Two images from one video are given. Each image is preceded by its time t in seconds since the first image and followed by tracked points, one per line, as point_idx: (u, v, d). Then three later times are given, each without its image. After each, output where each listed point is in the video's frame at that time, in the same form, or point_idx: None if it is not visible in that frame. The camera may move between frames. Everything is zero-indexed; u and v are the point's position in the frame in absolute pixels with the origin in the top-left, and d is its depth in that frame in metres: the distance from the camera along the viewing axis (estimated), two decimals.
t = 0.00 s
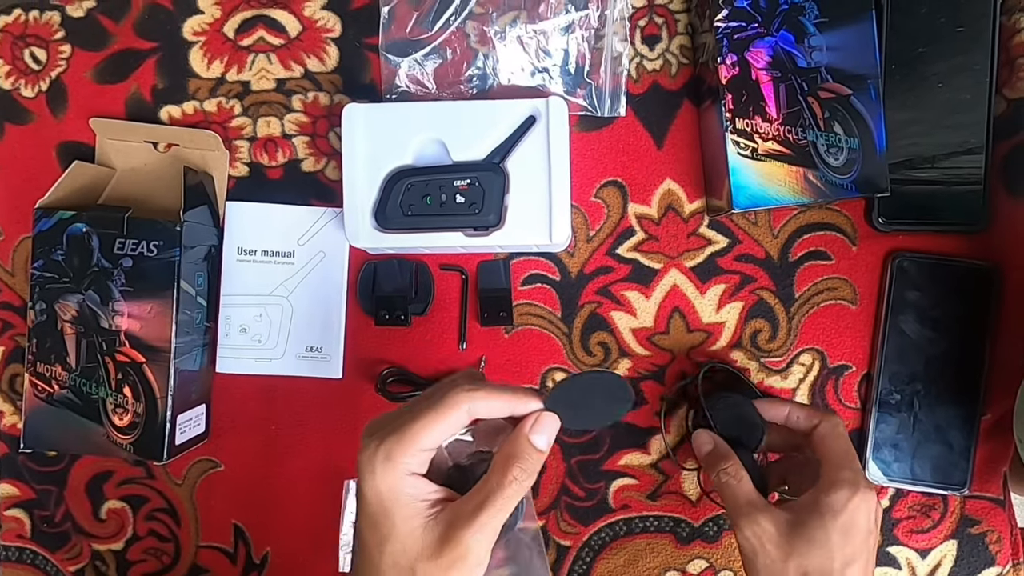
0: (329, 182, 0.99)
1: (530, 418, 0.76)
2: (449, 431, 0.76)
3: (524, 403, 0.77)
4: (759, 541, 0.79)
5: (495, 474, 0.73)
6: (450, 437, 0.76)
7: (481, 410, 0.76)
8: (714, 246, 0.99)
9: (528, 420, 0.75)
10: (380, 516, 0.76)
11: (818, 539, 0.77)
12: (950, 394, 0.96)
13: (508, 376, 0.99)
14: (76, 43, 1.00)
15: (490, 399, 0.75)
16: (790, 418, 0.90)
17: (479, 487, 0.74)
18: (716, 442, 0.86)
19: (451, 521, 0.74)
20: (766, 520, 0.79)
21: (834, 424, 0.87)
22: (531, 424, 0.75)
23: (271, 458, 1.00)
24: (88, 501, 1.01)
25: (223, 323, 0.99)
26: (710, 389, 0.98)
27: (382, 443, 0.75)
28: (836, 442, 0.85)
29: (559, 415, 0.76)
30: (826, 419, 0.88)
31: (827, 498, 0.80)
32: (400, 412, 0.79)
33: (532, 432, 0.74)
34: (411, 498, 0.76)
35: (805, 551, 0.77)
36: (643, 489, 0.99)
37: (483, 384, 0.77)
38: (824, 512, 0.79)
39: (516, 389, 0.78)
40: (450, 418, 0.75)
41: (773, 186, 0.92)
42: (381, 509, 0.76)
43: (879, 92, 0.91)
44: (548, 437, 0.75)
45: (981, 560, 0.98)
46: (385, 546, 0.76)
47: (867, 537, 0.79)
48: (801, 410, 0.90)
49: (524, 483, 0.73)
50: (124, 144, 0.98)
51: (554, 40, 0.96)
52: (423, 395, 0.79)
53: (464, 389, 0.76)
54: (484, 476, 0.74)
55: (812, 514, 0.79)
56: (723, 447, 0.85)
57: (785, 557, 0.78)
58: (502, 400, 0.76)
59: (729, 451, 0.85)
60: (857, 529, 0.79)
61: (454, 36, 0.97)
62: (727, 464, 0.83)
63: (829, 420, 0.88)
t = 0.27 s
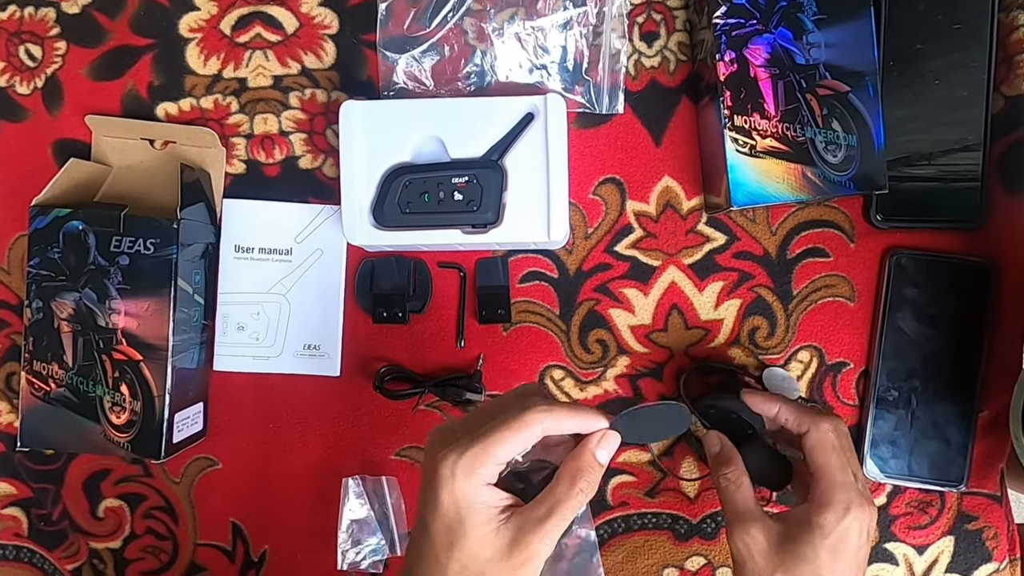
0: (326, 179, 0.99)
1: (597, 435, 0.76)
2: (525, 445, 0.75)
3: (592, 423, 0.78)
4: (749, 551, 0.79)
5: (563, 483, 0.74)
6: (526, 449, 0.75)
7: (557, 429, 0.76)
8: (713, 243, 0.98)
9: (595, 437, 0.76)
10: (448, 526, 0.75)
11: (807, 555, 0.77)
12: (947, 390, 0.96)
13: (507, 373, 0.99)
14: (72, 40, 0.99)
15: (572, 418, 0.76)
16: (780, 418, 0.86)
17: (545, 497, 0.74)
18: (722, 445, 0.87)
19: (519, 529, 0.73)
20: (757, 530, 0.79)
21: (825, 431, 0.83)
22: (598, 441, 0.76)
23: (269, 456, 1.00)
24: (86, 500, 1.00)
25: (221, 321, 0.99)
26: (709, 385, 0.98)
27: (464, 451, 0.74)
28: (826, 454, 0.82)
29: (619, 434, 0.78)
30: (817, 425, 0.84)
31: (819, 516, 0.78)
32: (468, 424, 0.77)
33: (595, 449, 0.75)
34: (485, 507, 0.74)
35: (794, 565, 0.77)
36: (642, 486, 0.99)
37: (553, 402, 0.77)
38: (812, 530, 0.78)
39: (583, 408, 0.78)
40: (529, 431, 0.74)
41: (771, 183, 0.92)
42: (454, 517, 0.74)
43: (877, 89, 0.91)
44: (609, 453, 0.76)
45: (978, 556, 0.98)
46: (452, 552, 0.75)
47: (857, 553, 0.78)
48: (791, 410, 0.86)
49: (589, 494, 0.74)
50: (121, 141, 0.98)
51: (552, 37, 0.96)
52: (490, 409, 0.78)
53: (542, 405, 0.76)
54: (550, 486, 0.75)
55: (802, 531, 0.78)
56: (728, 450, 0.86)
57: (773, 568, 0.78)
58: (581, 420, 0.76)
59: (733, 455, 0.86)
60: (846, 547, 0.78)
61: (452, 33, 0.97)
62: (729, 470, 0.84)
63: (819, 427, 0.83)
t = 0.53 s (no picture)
0: (325, 175, 0.99)
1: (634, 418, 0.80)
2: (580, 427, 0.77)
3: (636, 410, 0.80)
4: (743, 546, 0.79)
5: (598, 458, 0.78)
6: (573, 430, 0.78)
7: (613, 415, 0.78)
8: (711, 238, 0.99)
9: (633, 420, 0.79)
10: (497, 497, 0.77)
11: (800, 547, 0.78)
12: (944, 384, 0.97)
13: (507, 368, 0.99)
14: (69, 35, 0.99)
15: (621, 406, 0.77)
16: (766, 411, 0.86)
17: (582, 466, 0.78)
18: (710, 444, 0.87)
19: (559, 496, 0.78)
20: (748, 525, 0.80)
21: (812, 426, 0.83)
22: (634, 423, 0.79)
23: (269, 452, 1.00)
24: (86, 495, 1.01)
25: (220, 317, 0.99)
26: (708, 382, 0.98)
27: (534, 427, 0.76)
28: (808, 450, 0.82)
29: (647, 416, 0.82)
30: (803, 419, 0.84)
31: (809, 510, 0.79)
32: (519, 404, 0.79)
33: (624, 432, 0.78)
34: (533, 483, 0.77)
35: (788, 558, 0.78)
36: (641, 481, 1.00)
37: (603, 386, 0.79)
38: (802, 524, 0.79)
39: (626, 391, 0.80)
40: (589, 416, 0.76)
41: (770, 178, 0.92)
42: (506, 487, 0.77)
43: (875, 84, 0.91)
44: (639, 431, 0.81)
45: (974, 549, 0.99)
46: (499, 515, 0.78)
47: (849, 545, 0.79)
48: (778, 403, 0.85)
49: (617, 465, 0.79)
50: (120, 137, 0.97)
51: (551, 33, 0.97)
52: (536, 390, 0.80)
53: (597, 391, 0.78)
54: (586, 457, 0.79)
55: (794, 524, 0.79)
56: (715, 449, 0.87)
57: (768, 561, 0.78)
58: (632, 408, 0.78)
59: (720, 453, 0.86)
60: (836, 539, 0.79)
61: (451, 28, 0.97)
62: (717, 469, 0.84)
63: (807, 422, 0.84)
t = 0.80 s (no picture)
0: (324, 174, 0.99)
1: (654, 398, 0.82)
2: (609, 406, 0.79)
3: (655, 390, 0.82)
4: (743, 546, 0.79)
5: (626, 436, 0.80)
6: (604, 410, 0.79)
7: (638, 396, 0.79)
8: (710, 238, 0.99)
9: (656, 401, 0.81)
10: (534, 476, 0.78)
11: (800, 544, 0.78)
12: (943, 383, 0.97)
13: (506, 367, 0.99)
14: (68, 35, 0.99)
15: (646, 390, 0.79)
16: (756, 411, 0.85)
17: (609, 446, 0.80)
18: (700, 445, 0.88)
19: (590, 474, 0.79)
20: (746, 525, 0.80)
21: (802, 424, 0.84)
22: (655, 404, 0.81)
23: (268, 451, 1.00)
24: (85, 495, 1.01)
25: (219, 316, 0.99)
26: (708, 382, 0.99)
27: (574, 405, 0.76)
28: (801, 449, 0.83)
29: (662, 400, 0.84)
30: (794, 418, 0.84)
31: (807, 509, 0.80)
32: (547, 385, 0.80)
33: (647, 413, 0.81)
34: (569, 460, 0.78)
35: (788, 555, 0.78)
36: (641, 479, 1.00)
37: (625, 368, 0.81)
38: (800, 522, 0.79)
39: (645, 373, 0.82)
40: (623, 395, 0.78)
41: (769, 178, 0.92)
42: (543, 465, 0.77)
43: (874, 83, 0.91)
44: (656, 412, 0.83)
45: (973, 547, 0.99)
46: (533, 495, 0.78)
47: (848, 541, 0.80)
48: (767, 403, 0.85)
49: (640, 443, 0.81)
50: (119, 137, 0.97)
51: (550, 32, 0.97)
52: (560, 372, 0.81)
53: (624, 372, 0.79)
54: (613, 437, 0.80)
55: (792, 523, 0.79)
56: (706, 451, 0.87)
57: (768, 560, 0.78)
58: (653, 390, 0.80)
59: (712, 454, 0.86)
60: (835, 535, 0.79)
61: (450, 27, 0.97)
62: (711, 471, 0.85)
63: (797, 420, 0.84)
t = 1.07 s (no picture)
0: (325, 174, 0.99)
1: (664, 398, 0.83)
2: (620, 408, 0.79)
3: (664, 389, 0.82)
4: (750, 543, 0.79)
5: (638, 437, 0.80)
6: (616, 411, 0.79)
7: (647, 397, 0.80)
8: (710, 238, 0.99)
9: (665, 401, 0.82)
10: (547, 480, 0.78)
11: (806, 543, 0.78)
12: (943, 383, 0.97)
13: (507, 367, 1.00)
14: (69, 35, 0.99)
15: (656, 389, 0.79)
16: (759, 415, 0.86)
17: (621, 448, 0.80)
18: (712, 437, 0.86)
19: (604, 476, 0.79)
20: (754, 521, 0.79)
21: (806, 425, 0.85)
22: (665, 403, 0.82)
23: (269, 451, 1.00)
24: (87, 494, 1.01)
25: (220, 316, 0.99)
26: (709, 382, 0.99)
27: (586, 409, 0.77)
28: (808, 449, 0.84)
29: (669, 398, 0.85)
30: (798, 419, 0.85)
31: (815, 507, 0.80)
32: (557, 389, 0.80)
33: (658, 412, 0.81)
34: (582, 464, 0.78)
35: (794, 553, 0.78)
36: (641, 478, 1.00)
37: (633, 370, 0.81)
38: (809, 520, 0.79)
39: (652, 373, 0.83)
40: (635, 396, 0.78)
41: (769, 178, 0.92)
42: (556, 468, 0.78)
43: (874, 83, 0.91)
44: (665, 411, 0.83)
45: (973, 547, 0.99)
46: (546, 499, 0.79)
47: (853, 541, 0.80)
48: (770, 406, 0.86)
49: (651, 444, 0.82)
50: (120, 137, 0.97)
51: (550, 32, 0.97)
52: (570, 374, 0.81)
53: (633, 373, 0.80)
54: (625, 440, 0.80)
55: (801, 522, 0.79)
56: (720, 442, 0.85)
57: (775, 557, 0.78)
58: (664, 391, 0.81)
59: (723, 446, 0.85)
60: (842, 535, 0.79)
61: (450, 27, 0.97)
62: (722, 464, 0.83)
63: (801, 421, 0.85)
